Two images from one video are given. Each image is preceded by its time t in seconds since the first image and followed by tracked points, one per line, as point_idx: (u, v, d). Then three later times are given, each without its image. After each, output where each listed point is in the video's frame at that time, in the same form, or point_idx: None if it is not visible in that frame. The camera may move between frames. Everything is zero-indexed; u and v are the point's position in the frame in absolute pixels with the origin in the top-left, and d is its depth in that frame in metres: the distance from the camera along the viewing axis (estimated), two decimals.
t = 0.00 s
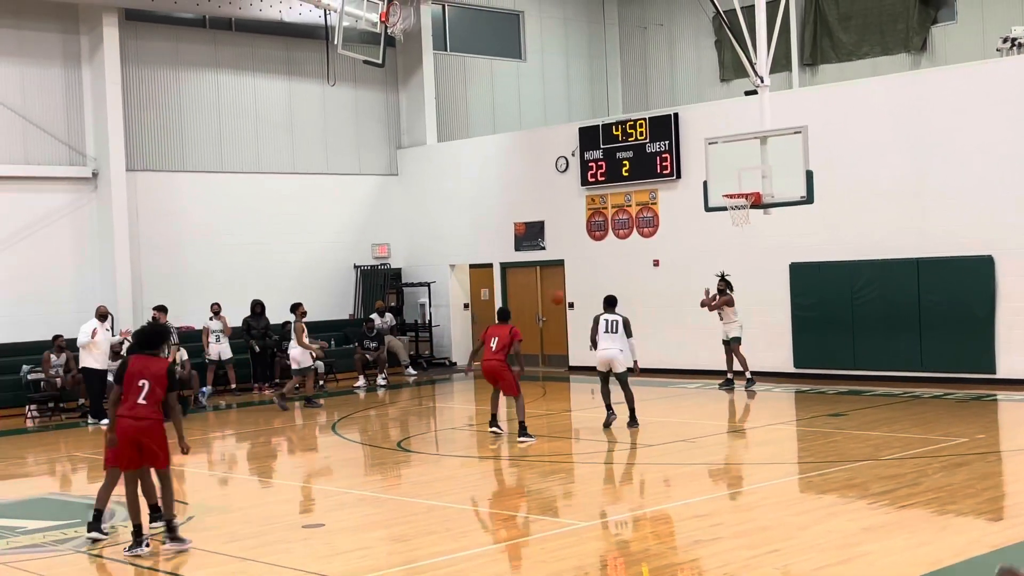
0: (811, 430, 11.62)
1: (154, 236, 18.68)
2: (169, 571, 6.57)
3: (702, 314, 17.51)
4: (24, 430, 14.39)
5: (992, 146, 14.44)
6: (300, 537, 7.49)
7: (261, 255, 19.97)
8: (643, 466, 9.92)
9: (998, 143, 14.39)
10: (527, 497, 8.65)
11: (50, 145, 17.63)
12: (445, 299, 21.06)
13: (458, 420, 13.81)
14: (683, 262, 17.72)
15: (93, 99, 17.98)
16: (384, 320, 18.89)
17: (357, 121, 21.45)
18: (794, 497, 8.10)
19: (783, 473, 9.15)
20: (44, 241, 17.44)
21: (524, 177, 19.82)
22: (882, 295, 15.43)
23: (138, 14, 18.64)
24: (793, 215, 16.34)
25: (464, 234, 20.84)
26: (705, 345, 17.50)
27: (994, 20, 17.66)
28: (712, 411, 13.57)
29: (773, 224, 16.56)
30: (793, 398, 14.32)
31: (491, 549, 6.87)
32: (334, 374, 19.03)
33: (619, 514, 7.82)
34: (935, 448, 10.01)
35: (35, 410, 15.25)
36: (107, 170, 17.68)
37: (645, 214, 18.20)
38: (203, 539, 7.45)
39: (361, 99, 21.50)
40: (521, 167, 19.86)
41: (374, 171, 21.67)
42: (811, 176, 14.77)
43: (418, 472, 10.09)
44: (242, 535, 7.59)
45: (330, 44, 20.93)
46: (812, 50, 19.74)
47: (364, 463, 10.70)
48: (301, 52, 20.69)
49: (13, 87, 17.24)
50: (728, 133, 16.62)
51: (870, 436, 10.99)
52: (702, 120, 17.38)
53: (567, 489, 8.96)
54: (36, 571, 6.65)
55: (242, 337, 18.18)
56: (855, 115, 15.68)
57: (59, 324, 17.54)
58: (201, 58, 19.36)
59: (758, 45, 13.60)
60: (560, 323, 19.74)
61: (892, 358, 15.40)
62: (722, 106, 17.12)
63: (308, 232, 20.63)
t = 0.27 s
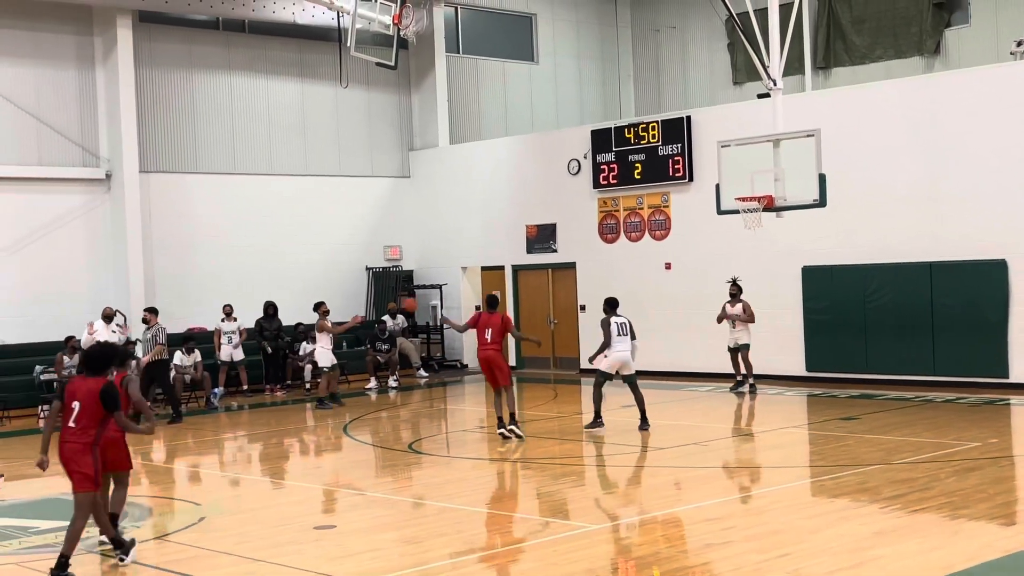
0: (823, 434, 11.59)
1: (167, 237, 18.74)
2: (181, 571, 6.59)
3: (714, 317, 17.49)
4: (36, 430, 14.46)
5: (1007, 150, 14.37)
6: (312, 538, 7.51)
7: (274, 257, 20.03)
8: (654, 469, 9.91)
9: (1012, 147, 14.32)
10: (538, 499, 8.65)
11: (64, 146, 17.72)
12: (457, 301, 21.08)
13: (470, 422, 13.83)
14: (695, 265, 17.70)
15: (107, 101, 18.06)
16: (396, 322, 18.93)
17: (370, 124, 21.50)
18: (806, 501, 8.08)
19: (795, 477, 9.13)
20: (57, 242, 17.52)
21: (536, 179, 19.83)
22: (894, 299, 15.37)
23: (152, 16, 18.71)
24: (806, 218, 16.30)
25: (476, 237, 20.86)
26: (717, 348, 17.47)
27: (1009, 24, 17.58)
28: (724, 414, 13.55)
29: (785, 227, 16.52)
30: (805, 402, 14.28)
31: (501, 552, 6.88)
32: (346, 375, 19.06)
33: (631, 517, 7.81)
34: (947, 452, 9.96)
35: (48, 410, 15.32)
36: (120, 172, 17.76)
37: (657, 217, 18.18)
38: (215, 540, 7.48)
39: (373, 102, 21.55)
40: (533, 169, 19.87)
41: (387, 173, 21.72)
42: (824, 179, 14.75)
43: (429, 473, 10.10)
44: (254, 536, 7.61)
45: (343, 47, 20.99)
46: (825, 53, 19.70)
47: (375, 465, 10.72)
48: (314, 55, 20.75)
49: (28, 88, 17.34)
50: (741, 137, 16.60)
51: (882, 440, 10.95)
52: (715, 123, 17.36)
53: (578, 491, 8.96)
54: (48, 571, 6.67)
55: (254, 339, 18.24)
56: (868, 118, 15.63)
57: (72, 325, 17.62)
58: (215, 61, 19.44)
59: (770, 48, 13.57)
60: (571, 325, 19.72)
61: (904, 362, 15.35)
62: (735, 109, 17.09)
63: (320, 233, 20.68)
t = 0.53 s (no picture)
0: (840, 437, 11.55)
1: (186, 237, 18.83)
2: (198, 571, 6.62)
3: (730, 319, 17.44)
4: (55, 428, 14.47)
5: None
6: (328, 538, 7.53)
7: (291, 257, 20.10)
8: (670, 471, 9.89)
9: None
10: (555, 501, 8.66)
11: (84, 147, 17.84)
12: (473, 302, 21.10)
13: (486, 423, 13.84)
14: (712, 267, 17.66)
15: (126, 101, 18.18)
16: (412, 323, 18.98)
17: (387, 125, 21.56)
18: (822, 505, 8.05)
19: (812, 481, 9.09)
20: (76, 242, 17.63)
21: (553, 180, 19.83)
22: (912, 302, 15.28)
23: (172, 17, 18.81)
24: (824, 220, 16.24)
25: (492, 238, 20.87)
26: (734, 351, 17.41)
27: None
28: (741, 417, 13.51)
29: (803, 229, 16.46)
30: (822, 405, 14.22)
31: (516, 554, 6.88)
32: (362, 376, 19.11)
33: (647, 520, 7.80)
34: (966, 456, 9.90)
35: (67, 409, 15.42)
36: (139, 172, 17.87)
37: (674, 219, 18.15)
38: (232, 540, 7.51)
39: (391, 103, 21.61)
40: (550, 171, 19.87)
41: (404, 174, 21.77)
42: (842, 182, 14.73)
43: (446, 474, 10.13)
44: (271, 536, 7.64)
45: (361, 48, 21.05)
46: (844, 55, 19.64)
47: (392, 465, 10.75)
48: (333, 56, 20.82)
49: (49, 89, 17.46)
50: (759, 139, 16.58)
51: (900, 443, 10.90)
52: (732, 125, 17.31)
53: (594, 493, 8.96)
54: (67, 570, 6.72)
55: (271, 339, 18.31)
56: (887, 121, 15.56)
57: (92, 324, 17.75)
58: (234, 61, 19.53)
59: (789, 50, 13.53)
60: (587, 326, 19.68)
61: (922, 366, 15.25)
62: (753, 111, 17.04)
63: (337, 234, 20.74)
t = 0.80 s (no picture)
0: (861, 440, 11.48)
1: (207, 236, 18.94)
2: (218, 568, 6.66)
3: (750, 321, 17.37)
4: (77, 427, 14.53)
5: None
6: (348, 537, 7.56)
7: (312, 256, 20.17)
8: (689, 473, 9.87)
9: None
10: (574, 502, 8.66)
11: (107, 146, 17.97)
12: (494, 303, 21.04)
13: (506, 424, 13.85)
14: (732, 269, 17.60)
15: (149, 101, 18.29)
16: (431, 323, 19.00)
17: (408, 125, 21.60)
18: (842, 508, 8.00)
19: (832, 483, 9.05)
20: (99, 240, 17.77)
21: (574, 181, 19.81)
22: (935, 305, 15.16)
23: (195, 17, 18.90)
24: (846, 222, 16.14)
25: (512, 238, 20.87)
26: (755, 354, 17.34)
27: None
28: (761, 419, 13.46)
29: (825, 231, 16.37)
30: (842, 408, 14.15)
31: (535, 554, 6.88)
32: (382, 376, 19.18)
33: (666, 521, 7.78)
34: (989, 460, 9.82)
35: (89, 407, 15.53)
36: (162, 171, 17.99)
37: (695, 220, 18.10)
38: (252, 538, 7.55)
39: (412, 103, 21.65)
40: (570, 172, 19.85)
41: (424, 174, 21.81)
42: (864, 183, 14.64)
43: (465, 474, 10.15)
44: (291, 534, 7.67)
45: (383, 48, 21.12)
46: (866, 57, 19.52)
47: (411, 465, 10.78)
48: (354, 56, 20.88)
49: (73, 88, 17.60)
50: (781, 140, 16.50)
51: (922, 447, 10.82)
52: (754, 126, 17.24)
53: (613, 495, 8.94)
54: (88, 566, 6.77)
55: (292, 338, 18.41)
56: (910, 122, 15.45)
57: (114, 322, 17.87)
58: (256, 62, 19.62)
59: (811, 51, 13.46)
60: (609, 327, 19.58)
61: (944, 369, 15.13)
62: (775, 112, 16.97)
63: (358, 234, 20.81)
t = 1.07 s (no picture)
0: (884, 441, 11.42)
1: (231, 234, 19.05)
2: (242, 564, 6.71)
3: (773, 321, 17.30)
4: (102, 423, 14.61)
5: None
6: (369, 534, 7.60)
7: (335, 254, 20.26)
8: (711, 473, 9.85)
9: None
10: (595, 501, 8.66)
11: (132, 143, 18.11)
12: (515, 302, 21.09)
13: (527, 423, 13.86)
14: (755, 269, 17.53)
15: (173, 99, 18.43)
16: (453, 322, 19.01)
17: (431, 124, 21.66)
18: (865, 509, 7.97)
19: (855, 484, 9.00)
20: (124, 237, 17.92)
21: (596, 180, 19.79)
22: (960, 306, 15.04)
23: (219, 15, 19.00)
24: (870, 222, 16.04)
25: (534, 237, 20.87)
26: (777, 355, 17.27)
27: None
28: (783, 420, 13.41)
29: (848, 232, 16.28)
30: (865, 409, 14.07)
31: (556, 553, 6.89)
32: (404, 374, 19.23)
33: (687, 521, 7.77)
34: (1013, 462, 9.75)
35: (113, 402, 15.65)
36: (186, 168, 18.11)
37: (718, 220, 18.04)
38: (275, 534, 7.61)
39: (435, 102, 21.71)
40: (593, 171, 19.83)
41: (447, 173, 21.86)
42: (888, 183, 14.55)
43: (486, 473, 10.17)
44: (313, 531, 7.72)
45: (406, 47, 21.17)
46: (891, 56, 19.37)
47: (432, 463, 10.81)
48: (377, 55, 20.94)
49: (99, 87, 17.75)
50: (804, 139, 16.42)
51: (945, 448, 10.75)
52: (778, 125, 17.16)
53: (634, 494, 8.95)
54: (112, 561, 6.83)
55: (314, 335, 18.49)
56: (936, 122, 15.33)
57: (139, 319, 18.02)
58: (280, 60, 19.71)
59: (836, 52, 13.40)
60: (630, 326, 19.61)
61: (968, 370, 15.02)
62: (799, 111, 16.88)
63: (380, 232, 20.88)
